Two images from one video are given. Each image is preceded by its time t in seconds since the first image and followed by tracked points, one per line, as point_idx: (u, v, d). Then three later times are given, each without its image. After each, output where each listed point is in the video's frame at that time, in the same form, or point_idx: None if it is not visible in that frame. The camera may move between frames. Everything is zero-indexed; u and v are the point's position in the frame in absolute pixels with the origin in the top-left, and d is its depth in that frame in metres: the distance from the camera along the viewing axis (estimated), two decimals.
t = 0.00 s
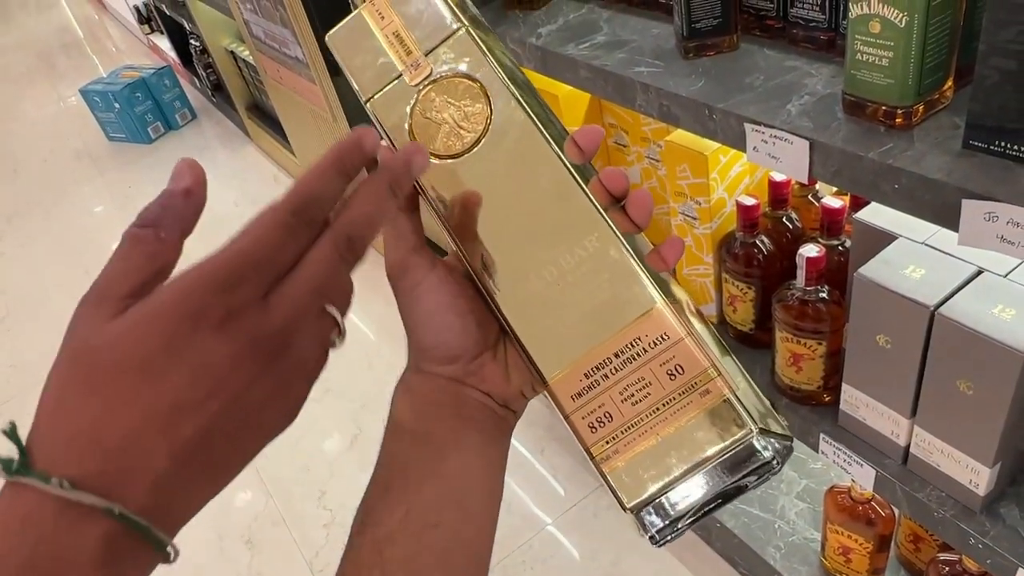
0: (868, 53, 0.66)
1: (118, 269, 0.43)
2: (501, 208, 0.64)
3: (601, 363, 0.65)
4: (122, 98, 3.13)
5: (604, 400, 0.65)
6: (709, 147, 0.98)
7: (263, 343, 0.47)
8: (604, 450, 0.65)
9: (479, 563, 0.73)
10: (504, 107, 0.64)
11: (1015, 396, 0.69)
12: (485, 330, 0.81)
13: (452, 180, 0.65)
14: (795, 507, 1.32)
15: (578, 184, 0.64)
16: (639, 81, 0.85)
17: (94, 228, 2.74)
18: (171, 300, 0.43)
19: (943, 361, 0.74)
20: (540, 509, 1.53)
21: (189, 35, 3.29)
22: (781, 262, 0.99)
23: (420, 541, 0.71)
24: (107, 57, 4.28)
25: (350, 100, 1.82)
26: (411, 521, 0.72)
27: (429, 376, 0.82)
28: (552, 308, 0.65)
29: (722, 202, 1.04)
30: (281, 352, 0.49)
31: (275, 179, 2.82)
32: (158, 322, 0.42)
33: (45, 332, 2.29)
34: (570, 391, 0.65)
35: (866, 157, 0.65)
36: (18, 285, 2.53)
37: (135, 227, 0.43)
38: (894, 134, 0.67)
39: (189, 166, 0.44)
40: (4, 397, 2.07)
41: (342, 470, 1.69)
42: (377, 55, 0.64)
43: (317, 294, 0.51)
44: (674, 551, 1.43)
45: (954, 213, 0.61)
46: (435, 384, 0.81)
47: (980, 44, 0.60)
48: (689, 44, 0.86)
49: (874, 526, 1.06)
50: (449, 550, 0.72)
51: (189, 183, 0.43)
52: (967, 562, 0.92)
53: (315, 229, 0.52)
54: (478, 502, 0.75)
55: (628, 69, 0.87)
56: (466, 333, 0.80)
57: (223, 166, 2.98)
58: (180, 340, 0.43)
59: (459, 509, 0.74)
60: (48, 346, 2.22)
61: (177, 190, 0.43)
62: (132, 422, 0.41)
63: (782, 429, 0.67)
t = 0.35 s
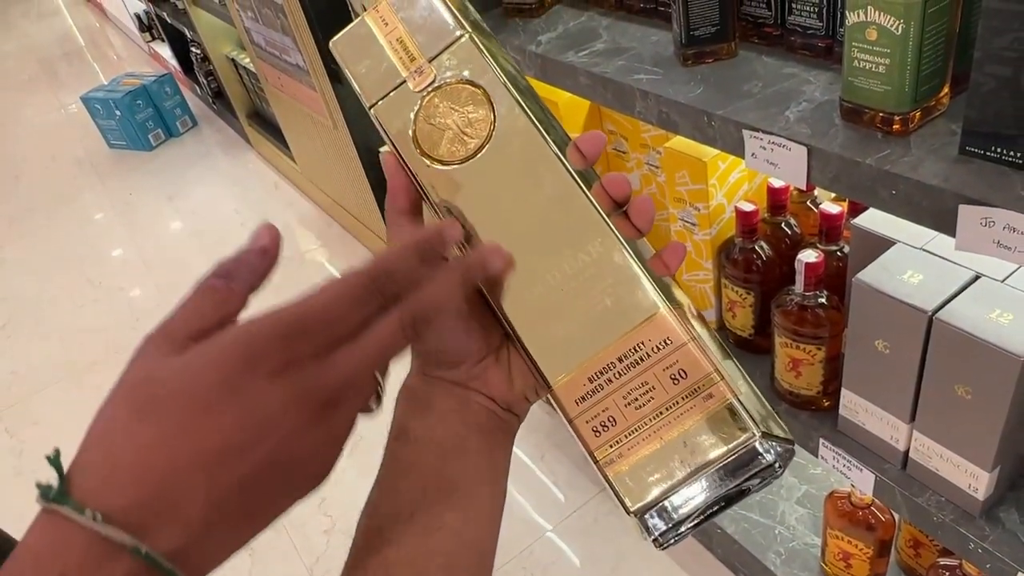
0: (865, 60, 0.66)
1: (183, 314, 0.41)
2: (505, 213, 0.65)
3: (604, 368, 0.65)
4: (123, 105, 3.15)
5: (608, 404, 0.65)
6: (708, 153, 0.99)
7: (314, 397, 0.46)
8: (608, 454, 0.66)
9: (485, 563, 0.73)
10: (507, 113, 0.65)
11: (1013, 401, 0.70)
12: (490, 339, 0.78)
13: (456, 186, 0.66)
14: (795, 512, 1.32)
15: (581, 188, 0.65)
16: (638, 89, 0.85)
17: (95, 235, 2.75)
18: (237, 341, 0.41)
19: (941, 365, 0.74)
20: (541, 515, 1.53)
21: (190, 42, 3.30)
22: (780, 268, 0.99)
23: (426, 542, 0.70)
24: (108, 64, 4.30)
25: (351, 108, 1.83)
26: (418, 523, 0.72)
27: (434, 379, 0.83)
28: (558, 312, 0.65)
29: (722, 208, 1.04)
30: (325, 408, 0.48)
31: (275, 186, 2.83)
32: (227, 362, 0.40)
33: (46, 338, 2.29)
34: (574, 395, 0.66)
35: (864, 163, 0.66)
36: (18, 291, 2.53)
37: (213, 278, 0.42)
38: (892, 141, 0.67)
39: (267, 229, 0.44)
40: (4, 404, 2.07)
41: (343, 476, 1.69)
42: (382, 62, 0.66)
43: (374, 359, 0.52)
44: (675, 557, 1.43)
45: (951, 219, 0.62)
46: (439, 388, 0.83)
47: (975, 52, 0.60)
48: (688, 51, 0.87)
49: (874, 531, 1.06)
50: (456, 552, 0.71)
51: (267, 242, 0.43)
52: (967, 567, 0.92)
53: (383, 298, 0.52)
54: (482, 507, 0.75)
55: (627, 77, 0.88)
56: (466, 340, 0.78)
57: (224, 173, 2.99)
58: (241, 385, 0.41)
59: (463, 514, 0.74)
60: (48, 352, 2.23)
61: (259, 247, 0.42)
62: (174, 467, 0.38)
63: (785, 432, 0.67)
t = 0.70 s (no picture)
0: (861, 61, 0.67)
1: (177, 331, 0.44)
2: (511, 218, 0.65)
3: (608, 374, 0.65)
4: (121, 107, 3.15)
5: (611, 410, 0.65)
6: (705, 155, 1.00)
7: (302, 426, 0.47)
8: (610, 459, 0.65)
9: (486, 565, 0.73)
10: (512, 119, 0.65)
11: (1008, 400, 0.70)
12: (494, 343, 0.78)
13: (461, 191, 0.66)
14: (792, 513, 1.33)
15: (586, 194, 0.65)
16: (635, 90, 0.86)
17: (93, 236, 2.75)
18: (225, 365, 0.43)
19: (936, 365, 0.74)
20: (539, 517, 1.53)
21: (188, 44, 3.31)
22: (777, 268, 1.00)
23: (429, 545, 0.71)
24: (106, 66, 4.30)
25: (349, 110, 1.83)
26: (420, 526, 0.72)
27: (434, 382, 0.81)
28: (562, 318, 0.65)
29: (719, 209, 1.04)
30: (311, 439, 0.49)
31: (273, 188, 2.83)
32: (207, 380, 0.42)
33: (43, 340, 2.29)
34: (576, 401, 0.66)
35: (860, 163, 0.66)
36: (16, 293, 2.53)
37: (207, 292, 0.45)
38: (888, 141, 0.68)
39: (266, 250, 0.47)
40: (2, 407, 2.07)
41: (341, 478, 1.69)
42: (387, 64, 0.65)
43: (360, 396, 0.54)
44: (672, 558, 1.43)
45: (947, 219, 0.62)
46: (440, 390, 0.80)
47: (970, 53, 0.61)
48: (686, 52, 0.87)
49: (870, 532, 1.06)
50: (458, 554, 0.71)
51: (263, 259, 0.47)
52: (963, 567, 0.93)
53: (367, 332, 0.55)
54: (482, 511, 0.75)
55: (624, 78, 0.88)
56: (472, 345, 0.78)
57: (222, 175, 2.99)
58: (221, 408, 0.42)
59: (464, 516, 0.74)
60: (46, 354, 2.22)
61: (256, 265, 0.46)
62: (145, 482, 0.39)
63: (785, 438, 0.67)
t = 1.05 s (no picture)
0: (862, 58, 0.67)
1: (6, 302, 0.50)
2: (514, 214, 0.65)
3: (612, 369, 0.65)
4: (120, 103, 3.14)
5: (615, 405, 0.65)
6: (705, 151, 1.00)
7: (86, 330, 0.49)
8: (614, 454, 0.65)
9: (486, 561, 0.74)
10: (515, 114, 0.65)
11: (1008, 397, 0.70)
12: (495, 337, 0.81)
13: (464, 186, 0.65)
14: (791, 510, 1.33)
15: (589, 190, 0.65)
16: (635, 86, 0.86)
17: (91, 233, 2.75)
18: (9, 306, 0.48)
19: (935, 362, 0.75)
20: (537, 513, 1.54)
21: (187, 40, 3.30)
22: (777, 265, 1.00)
23: (430, 545, 0.72)
24: (105, 62, 4.29)
25: (349, 106, 1.83)
26: (420, 525, 0.73)
27: (436, 377, 0.82)
28: (567, 314, 0.66)
29: (719, 205, 1.05)
30: (111, 342, 0.50)
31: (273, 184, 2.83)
32: None
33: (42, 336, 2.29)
34: (580, 396, 0.66)
35: (860, 160, 0.66)
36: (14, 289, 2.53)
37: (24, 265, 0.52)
38: (888, 138, 0.68)
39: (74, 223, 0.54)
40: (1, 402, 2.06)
41: (340, 474, 1.69)
42: (389, 59, 0.65)
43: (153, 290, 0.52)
44: (671, 554, 1.43)
45: (947, 215, 0.62)
46: (443, 385, 0.82)
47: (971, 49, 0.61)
48: (686, 49, 0.87)
49: (869, 528, 1.06)
50: (458, 553, 0.73)
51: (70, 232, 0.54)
52: (961, 563, 0.93)
53: (142, 218, 0.52)
54: (484, 506, 0.76)
55: (625, 74, 0.88)
56: (473, 339, 0.80)
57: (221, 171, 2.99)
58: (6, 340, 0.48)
59: (466, 512, 0.75)
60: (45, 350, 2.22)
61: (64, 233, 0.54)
62: None
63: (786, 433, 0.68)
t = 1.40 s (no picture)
0: (865, 52, 0.67)
1: None
2: (516, 206, 0.65)
3: (613, 361, 0.65)
4: (122, 97, 3.14)
5: (616, 397, 0.65)
6: (708, 146, 0.99)
7: None
8: (615, 446, 0.65)
9: (486, 551, 0.75)
10: (519, 105, 0.65)
11: (1009, 392, 0.70)
12: (496, 328, 0.81)
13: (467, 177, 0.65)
14: (791, 506, 1.33)
15: (592, 182, 0.65)
16: (639, 80, 0.86)
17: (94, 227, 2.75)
18: None
19: (936, 357, 0.75)
20: (537, 508, 1.54)
21: (190, 35, 3.30)
22: (779, 260, 1.00)
23: (429, 534, 0.73)
24: (108, 57, 4.29)
25: (352, 101, 1.83)
26: (421, 513, 0.74)
27: (436, 368, 0.83)
28: (569, 306, 0.66)
29: (722, 200, 1.04)
30: None
31: (275, 179, 2.83)
32: None
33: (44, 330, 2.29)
34: (581, 387, 0.66)
35: (863, 154, 0.66)
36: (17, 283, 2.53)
37: None
38: (891, 132, 0.68)
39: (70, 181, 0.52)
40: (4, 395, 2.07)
41: (341, 469, 1.69)
42: (392, 50, 0.65)
43: None
44: (671, 550, 1.43)
45: (949, 209, 0.62)
46: (443, 376, 0.82)
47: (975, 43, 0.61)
48: (689, 43, 0.87)
49: (870, 524, 1.06)
50: (459, 543, 0.73)
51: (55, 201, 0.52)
52: (961, 559, 0.93)
53: None
54: (485, 496, 0.76)
55: (628, 68, 0.88)
56: (475, 329, 0.80)
57: (223, 166, 2.99)
58: None
59: (467, 502, 0.75)
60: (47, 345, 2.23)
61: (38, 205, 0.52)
62: None
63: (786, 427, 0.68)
